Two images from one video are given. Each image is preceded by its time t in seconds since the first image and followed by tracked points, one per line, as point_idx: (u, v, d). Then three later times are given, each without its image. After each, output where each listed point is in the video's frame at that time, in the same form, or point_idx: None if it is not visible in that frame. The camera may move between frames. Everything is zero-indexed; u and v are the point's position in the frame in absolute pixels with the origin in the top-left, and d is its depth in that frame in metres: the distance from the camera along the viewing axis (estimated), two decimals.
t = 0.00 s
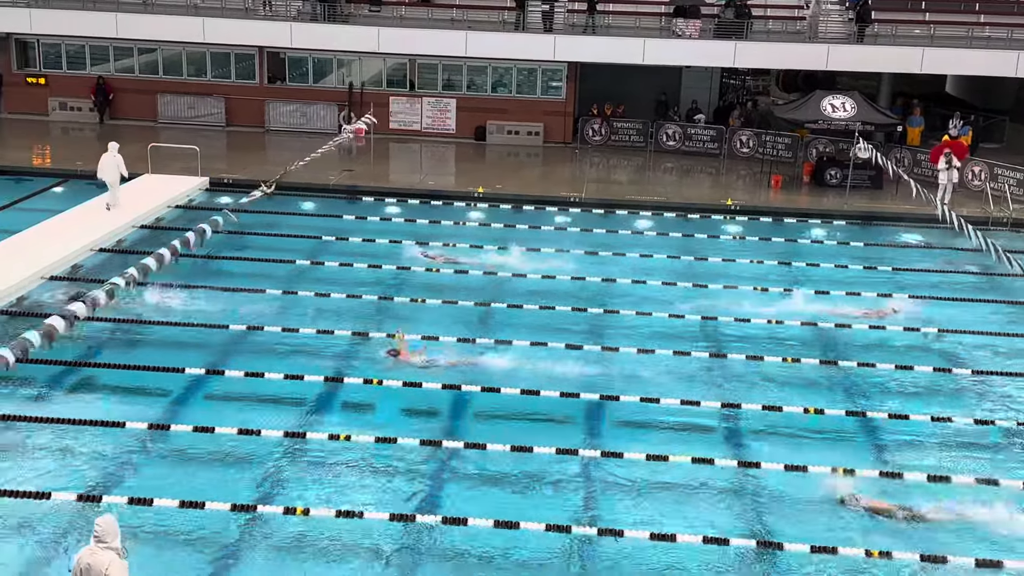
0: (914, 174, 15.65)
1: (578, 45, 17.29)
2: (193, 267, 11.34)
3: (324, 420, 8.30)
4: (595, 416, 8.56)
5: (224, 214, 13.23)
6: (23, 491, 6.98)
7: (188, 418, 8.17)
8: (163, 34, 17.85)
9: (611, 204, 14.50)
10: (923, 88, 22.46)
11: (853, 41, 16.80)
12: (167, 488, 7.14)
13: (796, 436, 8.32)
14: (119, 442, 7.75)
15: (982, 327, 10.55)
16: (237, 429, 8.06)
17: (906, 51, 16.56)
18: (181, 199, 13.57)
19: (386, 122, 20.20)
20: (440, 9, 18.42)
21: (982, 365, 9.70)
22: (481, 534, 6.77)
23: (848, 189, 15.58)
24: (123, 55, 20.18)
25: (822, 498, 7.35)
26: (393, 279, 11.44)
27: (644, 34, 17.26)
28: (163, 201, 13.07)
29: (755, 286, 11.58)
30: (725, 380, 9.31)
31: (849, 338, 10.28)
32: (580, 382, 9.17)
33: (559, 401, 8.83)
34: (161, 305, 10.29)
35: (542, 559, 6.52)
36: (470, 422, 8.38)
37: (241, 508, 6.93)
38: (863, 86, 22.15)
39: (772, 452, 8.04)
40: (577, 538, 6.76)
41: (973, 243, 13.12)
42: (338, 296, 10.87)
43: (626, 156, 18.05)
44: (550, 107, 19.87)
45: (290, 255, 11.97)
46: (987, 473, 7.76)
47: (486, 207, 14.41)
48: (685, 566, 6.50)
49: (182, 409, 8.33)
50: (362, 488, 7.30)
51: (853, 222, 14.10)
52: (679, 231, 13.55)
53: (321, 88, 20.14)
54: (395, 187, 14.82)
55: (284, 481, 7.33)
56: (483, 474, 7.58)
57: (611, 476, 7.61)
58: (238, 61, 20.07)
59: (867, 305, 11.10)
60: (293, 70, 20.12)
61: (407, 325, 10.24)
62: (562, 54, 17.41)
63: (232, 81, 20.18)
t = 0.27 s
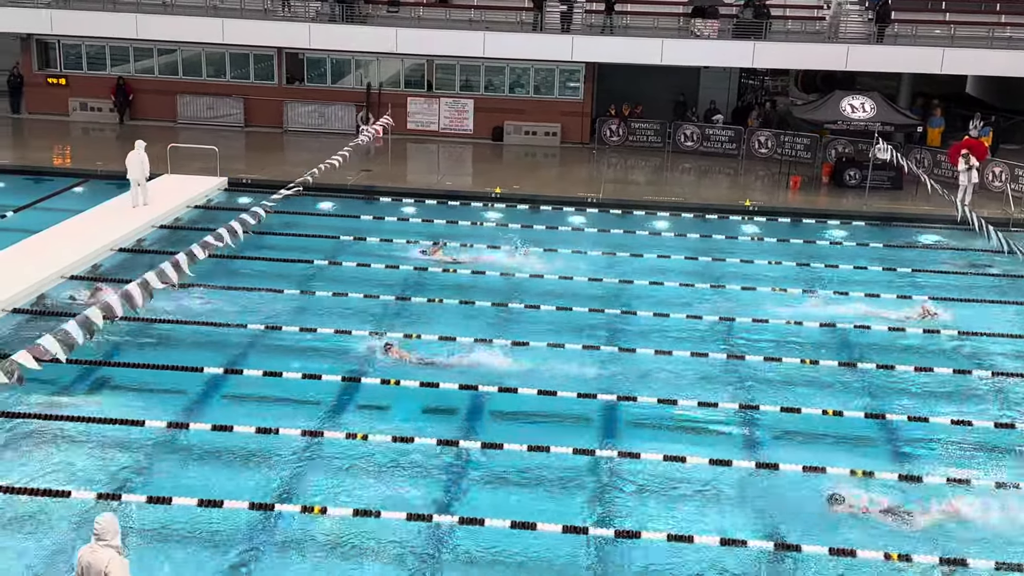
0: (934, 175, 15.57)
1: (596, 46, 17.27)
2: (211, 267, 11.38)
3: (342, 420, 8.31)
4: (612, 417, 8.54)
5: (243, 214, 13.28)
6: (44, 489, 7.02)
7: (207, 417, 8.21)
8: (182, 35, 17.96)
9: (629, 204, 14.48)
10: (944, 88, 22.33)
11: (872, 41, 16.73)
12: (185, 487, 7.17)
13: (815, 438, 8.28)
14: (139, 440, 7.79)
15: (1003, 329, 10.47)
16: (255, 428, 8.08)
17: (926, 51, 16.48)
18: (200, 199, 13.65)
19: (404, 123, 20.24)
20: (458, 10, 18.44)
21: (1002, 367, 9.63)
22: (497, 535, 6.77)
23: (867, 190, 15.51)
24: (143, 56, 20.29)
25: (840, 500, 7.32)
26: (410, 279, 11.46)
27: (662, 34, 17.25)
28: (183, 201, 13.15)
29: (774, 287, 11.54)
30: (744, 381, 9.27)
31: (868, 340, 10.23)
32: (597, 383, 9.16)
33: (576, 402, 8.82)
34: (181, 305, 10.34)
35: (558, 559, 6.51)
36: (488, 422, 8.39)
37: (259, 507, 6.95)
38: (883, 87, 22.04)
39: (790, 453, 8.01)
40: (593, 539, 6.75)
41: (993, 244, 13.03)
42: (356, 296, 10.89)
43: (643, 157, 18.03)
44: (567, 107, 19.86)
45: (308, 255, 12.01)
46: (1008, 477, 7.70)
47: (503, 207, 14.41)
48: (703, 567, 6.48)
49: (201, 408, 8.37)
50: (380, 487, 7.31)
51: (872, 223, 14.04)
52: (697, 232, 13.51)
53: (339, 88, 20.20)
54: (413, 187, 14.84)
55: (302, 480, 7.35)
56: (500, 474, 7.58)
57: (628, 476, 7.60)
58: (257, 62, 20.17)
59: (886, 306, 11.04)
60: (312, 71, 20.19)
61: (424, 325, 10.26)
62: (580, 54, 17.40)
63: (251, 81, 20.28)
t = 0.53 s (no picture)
0: (955, 176, 15.49)
1: (614, 47, 17.23)
2: (229, 267, 11.43)
3: (359, 420, 8.33)
4: (629, 419, 8.52)
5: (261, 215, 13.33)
6: (63, 488, 7.04)
7: (225, 416, 8.24)
8: (201, 36, 18.08)
9: (647, 205, 14.45)
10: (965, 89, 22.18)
11: (892, 42, 16.65)
12: (203, 486, 7.19)
13: (834, 441, 8.24)
14: (158, 439, 7.82)
15: None
16: (273, 428, 8.10)
17: (947, 52, 16.39)
18: (219, 200, 13.71)
19: (422, 123, 20.28)
20: (476, 11, 18.45)
21: None
22: (514, 536, 6.76)
23: (887, 191, 15.44)
24: (163, 57, 20.40)
25: (859, 503, 7.28)
26: (427, 280, 11.47)
27: (680, 35, 17.24)
28: (202, 201, 13.21)
29: (792, 289, 11.50)
30: (762, 383, 9.24)
31: (887, 342, 10.18)
32: (614, 384, 9.14)
33: (593, 403, 8.81)
34: (199, 305, 10.38)
35: (575, 561, 6.50)
36: (505, 423, 8.38)
37: (277, 506, 6.96)
38: (903, 88, 21.92)
39: (809, 456, 7.97)
40: (610, 540, 6.73)
41: (1013, 246, 12.94)
42: (374, 296, 10.91)
43: (661, 158, 18.01)
44: (585, 108, 19.86)
45: (326, 255, 12.04)
46: None
47: (521, 208, 14.42)
48: (720, 569, 6.45)
49: (219, 407, 8.39)
50: (397, 488, 7.31)
51: (891, 225, 13.97)
52: (715, 233, 13.48)
53: (358, 89, 20.25)
54: (430, 188, 14.86)
55: (319, 480, 7.36)
56: (516, 475, 7.57)
57: (646, 479, 7.58)
58: (276, 63, 20.26)
59: (906, 309, 10.98)
60: (330, 72, 20.26)
61: (442, 326, 10.26)
62: (598, 55, 17.38)
63: (270, 82, 20.37)
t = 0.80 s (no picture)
0: (975, 177, 15.41)
1: (631, 49, 17.21)
2: (248, 267, 11.47)
3: (376, 420, 8.34)
4: (646, 421, 8.50)
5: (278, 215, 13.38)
6: (83, 485, 7.07)
7: (242, 416, 8.26)
8: (220, 37, 18.19)
9: (663, 206, 14.44)
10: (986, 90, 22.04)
11: (912, 43, 16.58)
12: (221, 484, 7.21)
13: (852, 443, 8.20)
14: (177, 438, 7.85)
15: None
16: (290, 427, 8.13)
17: (967, 53, 16.31)
18: (237, 200, 13.76)
19: (439, 124, 20.32)
20: (494, 12, 18.38)
21: None
22: (531, 537, 6.75)
23: (906, 193, 15.39)
24: (182, 58, 20.50)
25: (876, 506, 7.25)
26: (444, 280, 11.49)
27: (698, 36, 17.25)
28: (220, 202, 13.28)
29: (810, 290, 11.46)
30: (780, 385, 9.20)
31: (906, 344, 10.12)
32: (631, 386, 9.13)
33: (610, 404, 8.79)
34: (218, 304, 10.42)
35: (592, 562, 6.48)
36: (521, 424, 8.38)
37: (294, 505, 6.98)
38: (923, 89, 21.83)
39: (827, 458, 7.94)
40: (627, 542, 6.71)
41: None
42: (391, 297, 10.93)
43: (678, 159, 18.01)
44: (603, 109, 19.86)
45: (344, 255, 12.07)
46: None
47: (538, 209, 14.43)
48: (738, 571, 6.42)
49: (237, 407, 8.42)
50: (413, 488, 7.31)
51: (910, 227, 13.91)
52: (733, 235, 13.44)
53: (375, 90, 20.30)
54: (447, 188, 14.88)
55: (336, 480, 7.37)
56: (533, 476, 7.56)
57: (663, 480, 7.56)
58: (294, 64, 20.33)
59: (926, 311, 10.93)
60: (348, 72, 20.30)
61: (458, 326, 10.28)
62: (616, 56, 17.36)
63: (288, 83, 20.44)
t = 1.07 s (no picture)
0: (992, 179, 15.36)
1: (645, 50, 17.24)
2: (262, 267, 11.51)
3: (390, 420, 8.35)
4: (659, 422, 8.49)
5: (293, 215, 13.42)
6: (98, 483, 7.09)
7: (257, 415, 8.29)
8: (236, 38, 18.29)
9: (677, 208, 14.42)
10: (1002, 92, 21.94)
11: (927, 44, 16.53)
12: (235, 484, 7.23)
13: (867, 445, 8.18)
14: (192, 437, 7.88)
15: None
16: (304, 427, 8.15)
17: (983, 55, 16.25)
18: (251, 200, 13.81)
19: (453, 125, 20.37)
20: (508, 13, 18.42)
21: None
22: (544, 538, 6.74)
23: (921, 195, 15.37)
24: (198, 59, 20.58)
25: (891, 509, 7.22)
26: (458, 281, 11.50)
27: (713, 37, 17.27)
28: (235, 202, 13.33)
29: (825, 292, 11.43)
30: (794, 387, 9.18)
31: (921, 347, 10.09)
32: (644, 387, 9.12)
33: (623, 405, 8.79)
34: (233, 304, 10.46)
35: (606, 563, 6.47)
36: (534, 425, 8.38)
37: (308, 505, 6.99)
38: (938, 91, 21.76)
39: (841, 460, 7.91)
40: (641, 544, 6.70)
41: None
42: (404, 297, 10.95)
43: (692, 161, 18.01)
44: (617, 110, 19.87)
45: (358, 256, 12.10)
46: None
47: (551, 210, 14.45)
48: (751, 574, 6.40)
49: (252, 406, 8.45)
50: (426, 488, 7.32)
51: (925, 229, 13.86)
52: (747, 236, 13.41)
53: (389, 91, 20.35)
54: (460, 189, 14.90)
55: (350, 480, 7.39)
56: (546, 477, 7.56)
57: (677, 482, 7.54)
58: (309, 65, 20.39)
59: (941, 313, 10.88)
60: (362, 73, 20.36)
61: (471, 327, 10.28)
62: (630, 57, 17.39)
63: (303, 84, 20.51)
